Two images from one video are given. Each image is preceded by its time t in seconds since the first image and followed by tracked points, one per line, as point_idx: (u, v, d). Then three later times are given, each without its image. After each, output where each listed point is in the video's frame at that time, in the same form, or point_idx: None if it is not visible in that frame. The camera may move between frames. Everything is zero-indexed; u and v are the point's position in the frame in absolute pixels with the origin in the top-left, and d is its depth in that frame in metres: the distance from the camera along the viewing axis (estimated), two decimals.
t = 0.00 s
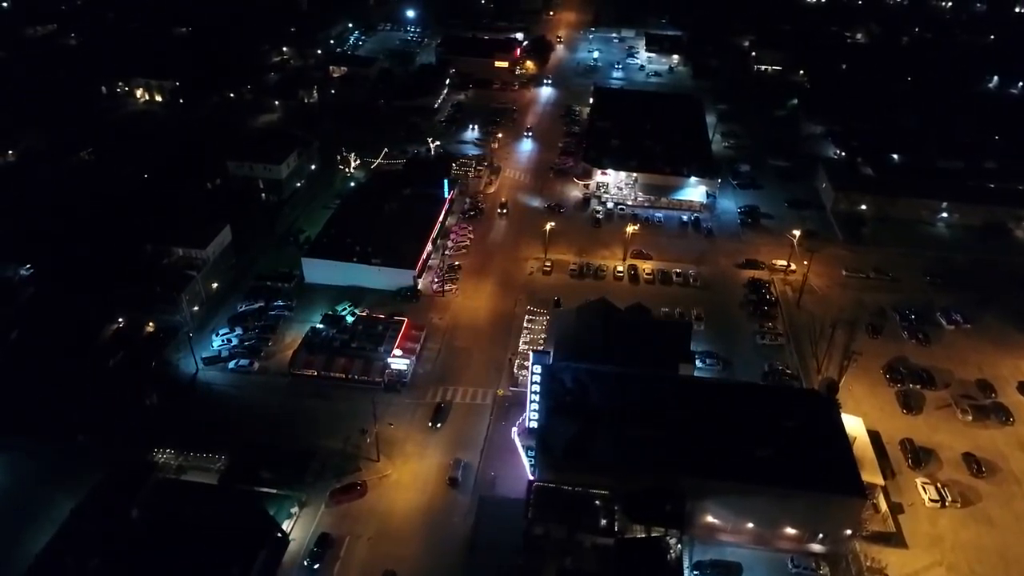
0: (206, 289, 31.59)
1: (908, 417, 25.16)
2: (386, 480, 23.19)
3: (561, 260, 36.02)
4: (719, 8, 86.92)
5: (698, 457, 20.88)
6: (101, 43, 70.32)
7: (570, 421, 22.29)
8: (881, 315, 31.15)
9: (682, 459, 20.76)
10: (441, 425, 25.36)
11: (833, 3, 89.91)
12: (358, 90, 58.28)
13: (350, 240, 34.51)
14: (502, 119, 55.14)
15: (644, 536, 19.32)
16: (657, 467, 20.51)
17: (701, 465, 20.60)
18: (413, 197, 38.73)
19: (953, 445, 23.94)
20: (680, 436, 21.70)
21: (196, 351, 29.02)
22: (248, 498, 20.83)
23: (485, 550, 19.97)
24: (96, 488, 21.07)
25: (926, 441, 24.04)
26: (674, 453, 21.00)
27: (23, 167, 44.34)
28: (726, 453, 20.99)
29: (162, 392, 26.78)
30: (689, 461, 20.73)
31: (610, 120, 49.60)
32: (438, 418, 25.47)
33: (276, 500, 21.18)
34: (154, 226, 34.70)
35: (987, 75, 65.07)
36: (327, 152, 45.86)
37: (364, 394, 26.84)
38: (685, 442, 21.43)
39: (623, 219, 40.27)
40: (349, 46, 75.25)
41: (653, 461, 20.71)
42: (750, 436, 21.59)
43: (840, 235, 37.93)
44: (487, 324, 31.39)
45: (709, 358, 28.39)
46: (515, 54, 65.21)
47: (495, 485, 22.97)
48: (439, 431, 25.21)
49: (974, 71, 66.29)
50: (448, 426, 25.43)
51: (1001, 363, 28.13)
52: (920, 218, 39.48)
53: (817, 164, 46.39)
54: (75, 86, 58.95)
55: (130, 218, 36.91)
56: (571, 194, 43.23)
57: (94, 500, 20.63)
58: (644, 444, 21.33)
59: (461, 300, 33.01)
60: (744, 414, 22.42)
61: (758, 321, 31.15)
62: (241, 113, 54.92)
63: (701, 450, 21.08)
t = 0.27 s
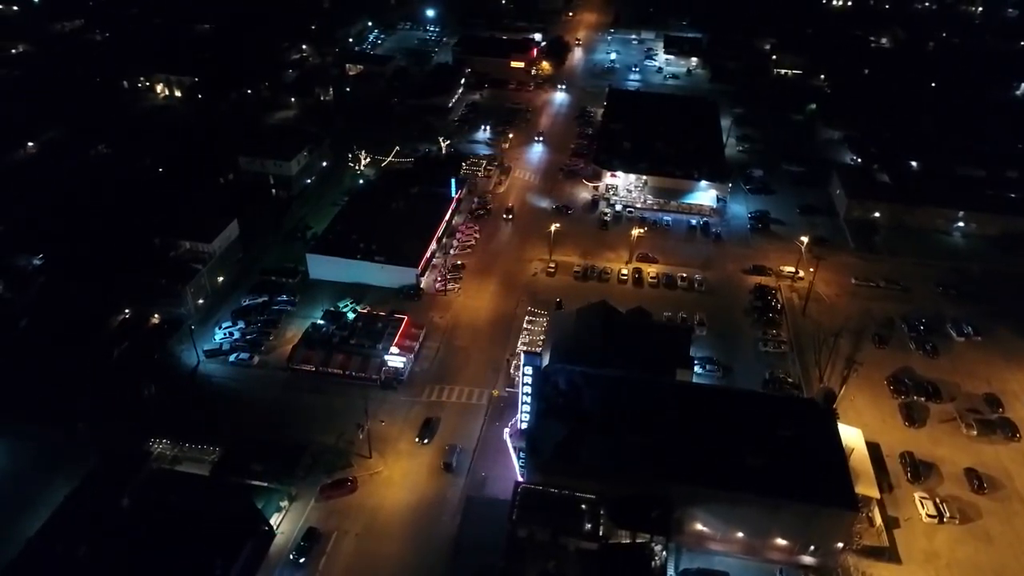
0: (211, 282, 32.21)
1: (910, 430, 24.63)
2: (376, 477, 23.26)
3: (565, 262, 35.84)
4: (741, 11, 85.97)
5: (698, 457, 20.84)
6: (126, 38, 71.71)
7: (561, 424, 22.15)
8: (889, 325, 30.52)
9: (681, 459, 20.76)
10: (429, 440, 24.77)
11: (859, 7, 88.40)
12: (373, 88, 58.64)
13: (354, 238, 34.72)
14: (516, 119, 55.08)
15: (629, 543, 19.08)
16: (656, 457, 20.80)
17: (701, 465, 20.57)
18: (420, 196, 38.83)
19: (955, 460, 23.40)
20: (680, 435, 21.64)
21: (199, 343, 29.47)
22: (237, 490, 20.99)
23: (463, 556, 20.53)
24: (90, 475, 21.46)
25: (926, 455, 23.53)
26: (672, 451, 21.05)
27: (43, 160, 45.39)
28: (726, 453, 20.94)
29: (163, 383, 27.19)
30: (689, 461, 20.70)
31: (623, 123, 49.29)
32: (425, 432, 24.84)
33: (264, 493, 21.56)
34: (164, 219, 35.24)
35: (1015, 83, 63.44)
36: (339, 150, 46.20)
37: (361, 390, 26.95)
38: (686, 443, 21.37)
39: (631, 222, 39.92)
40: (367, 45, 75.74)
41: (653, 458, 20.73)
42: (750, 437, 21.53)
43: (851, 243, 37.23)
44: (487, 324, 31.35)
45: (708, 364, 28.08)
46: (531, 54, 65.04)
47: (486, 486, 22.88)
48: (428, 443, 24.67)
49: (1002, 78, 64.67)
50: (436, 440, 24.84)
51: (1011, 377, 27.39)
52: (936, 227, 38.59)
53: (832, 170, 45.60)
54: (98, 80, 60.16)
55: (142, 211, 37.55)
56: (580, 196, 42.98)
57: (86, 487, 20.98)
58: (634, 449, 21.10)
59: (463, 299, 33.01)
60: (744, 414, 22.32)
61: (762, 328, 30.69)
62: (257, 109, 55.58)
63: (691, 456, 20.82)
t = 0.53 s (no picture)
0: (217, 275, 32.77)
1: (912, 443, 24.09)
2: (367, 473, 23.34)
3: (570, 263, 35.66)
4: (765, 14, 84.90)
5: (698, 456, 20.86)
6: (152, 34, 73.07)
7: (551, 426, 22.03)
8: (897, 336, 29.85)
9: (680, 458, 20.82)
10: (414, 455, 23.96)
11: (886, 12, 86.76)
12: (389, 87, 58.93)
13: (360, 235, 34.92)
14: (529, 120, 55.00)
15: (612, 547, 18.91)
16: (655, 450, 21.10)
17: (701, 465, 20.59)
18: (427, 195, 38.95)
19: (956, 475, 22.84)
20: (680, 435, 21.66)
21: (202, 335, 29.95)
22: (227, 483, 21.22)
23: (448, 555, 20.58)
24: (87, 462, 21.90)
25: (927, 469, 23.00)
26: (671, 448, 21.21)
27: (63, 152, 46.47)
28: (726, 453, 20.94)
29: (164, 373, 27.62)
30: (688, 460, 20.75)
31: (636, 125, 48.91)
32: (411, 448, 24.05)
33: (252, 487, 21.59)
34: (174, 212, 35.83)
35: None
36: (351, 147, 46.52)
37: (358, 387, 27.09)
38: (686, 442, 21.38)
39: (639, 225, 39.57)
40: (386, 43, 76.16)
41: (651, 456, 20.92)
42: (750, 436, 21.55)
43: (863, 251, 36.51)
44: (488, 325, 31.29)
45: (708, 370, 27.74)
46: (548, 55, 64.84)
47: (476, 486, 22.88)
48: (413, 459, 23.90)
49: None
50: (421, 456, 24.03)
51: (1021, 392, 26.63)
52: (952, 237, 37.69)
53: (848, 176, 44.77)
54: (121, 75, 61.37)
55: (154, 203, 38.19)
56: (589, 198, 42.71)
57: (80, 474, 21.39)
58: (624, 454, 20.90)
59: (465, 298, 33.02)
60: (740, 418, 22.15)
61: (766, 334, 30.23)
62: (274, 105, 56.21)
63: (681, 463, 20.61)
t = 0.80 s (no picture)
0: (222, 269, 33.21)
1: (911, 456, 23.59)
2: (358, 470, 23.43)
3: (574, 265, 35.50)
4: (786, 17, 83.84)
5: (697, 457, 20.78)
6: (174, 30, 74.26)
7: (540, 427, 21.95)
8: (903, 346, 29.25)
9: (680, 458, 20.79)
10: (395, 474, 23.23)
11: (912, 16, 85.20)
12: (403, 85, 59.20)
13: (365, 232, 35.13)
14: (542, 121, 54.87)
15: (595, 552, 18.74)
16: (655, 449, 21.08)
17: (701, 465, 20.54)
18: (434, 194, 39.04)
19: (955, 490, 22.31)
20: (674, 438, 21.55)
21: (205, 328, 30.34)
22: (216, 475, 21.44)
23: (432, 554, 20.62)
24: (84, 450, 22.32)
25: (925, 483, 22.50)
26: (671, 445, 21.27)
27: (82, 146, 47.50)
28: (726, 453, 20.90)
29: (167, 364, 28.04)
30: (688, 460, 20.71)
31: (648, 126, 48.52)
32: (392, 465, 23.36)
33: (242, 481, 21.64)
34: (184, 206, 36.35)
35: None
36: (362, 145, 46.82)
37: (354, 383, 27.23)
38: (685, 442, 21.35)
39: (646, 228, 39.20)
40: (404, 42, 76.55)
41: (651, 455, 20.90)
42: (744, 440, 21.37)
43: (874, 259, 35.86)
44: (488, 325, 31.24)
45: (706, 376, 27.41)
46: (564, 55, 64.62)
47: (465, 485, 22.84)
48: (393, 479, 23.15)
49: None
50: (402, 475, 23.30)
51: None
52: (966, 247, 36.89)
53: (862, 183, 44.01)
54: (142, 70, 62.44)
55: (165, 197, 38.80)
56: (597, 200, 42.46)
57: (75, 462, 21.83)
58: (611, 458, 20.73)
59: (467, 298, 33.03)
60: (733, 426, 21.84)
61: (768, 342, 29.79)
62: (289, 102, 56.77)
63: (670, 468, 20.40)
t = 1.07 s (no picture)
0: (227, 264, 33.62)
1: (910, 468, 23.16)
2: (349, 465, 23.52)
3: (577, 267, 35.35)
4: (808, 20, 82.77)
5: (687, 465, 20.44)
6: (196, 27, 75.41)
7: (529, 428, 21.88)
8: (907, 356, 28.69)
9: (679, 458, 20.80)
10: (373, 490, 22.51)
11: (937, 21, 83.61)
12: (416, 84, 59.47)
13: (369, 230, 35.30)
14: (553, 121, 54.72)
15: (578, 556, 18.61)
16: (656, 449, 21.12)
17: (701, 465, 20.55)
18: (440, 193, 39.11)
19: (953, 505, 21.85)
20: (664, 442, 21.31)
21: (207, 322, 30.73)
22: (207, 466, 21.69)
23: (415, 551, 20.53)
24: (80, 439, 22.76)
25: (922, 497, 22.07)
26: (671, 445, 21.35)
27: (100, 140, 48.50)
28: (721, 456, 20.79)
29: (169, 356, 28.51)
30: (689, 459, 20.74)
31: (659, 128, 48.18)
32: (370, 480, 22.68)
33: (234, 472, 21.92)
34: (192, 199, 36.84)
35: None
36: (372, 142, 47.09)
37: (350, 379, 27.37)
38: (676, 449, 21.06)
39: (651, 230, 38.88)
40: (421, 41, 76.86)
41: (652, 455, 20.94)
42: (736, 445, 21.14)
43: (883, 267, 35.21)
44: (487, 325, 31.20)
45: (703, 381, 27.12)
46: (579, 56, 64.28)
47: (454, 484, 22.83)
48: (371, 495, 22.43)
49: None
50: (380, 492, 22.54)
51: None
52: (979, 256, 36.10)
53: (876, 189, 43.26)
54: (163, 65, 63.47)
55: (176, 190, 39.38)
56: (604, 201, 42.20)
57: (71, 449, 22.25)
58: (599, 461, 20.58)
59: (468, 297, 33.05)
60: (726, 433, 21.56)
61: (769, 348, 29.40)
62: (303, 99, 57.30)
63: (658, 473, 20.21)
